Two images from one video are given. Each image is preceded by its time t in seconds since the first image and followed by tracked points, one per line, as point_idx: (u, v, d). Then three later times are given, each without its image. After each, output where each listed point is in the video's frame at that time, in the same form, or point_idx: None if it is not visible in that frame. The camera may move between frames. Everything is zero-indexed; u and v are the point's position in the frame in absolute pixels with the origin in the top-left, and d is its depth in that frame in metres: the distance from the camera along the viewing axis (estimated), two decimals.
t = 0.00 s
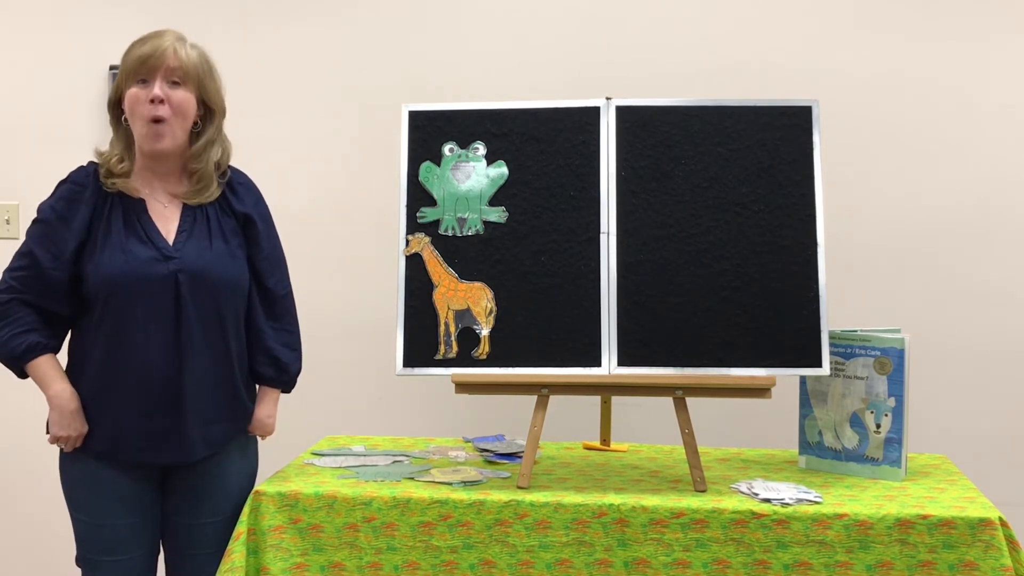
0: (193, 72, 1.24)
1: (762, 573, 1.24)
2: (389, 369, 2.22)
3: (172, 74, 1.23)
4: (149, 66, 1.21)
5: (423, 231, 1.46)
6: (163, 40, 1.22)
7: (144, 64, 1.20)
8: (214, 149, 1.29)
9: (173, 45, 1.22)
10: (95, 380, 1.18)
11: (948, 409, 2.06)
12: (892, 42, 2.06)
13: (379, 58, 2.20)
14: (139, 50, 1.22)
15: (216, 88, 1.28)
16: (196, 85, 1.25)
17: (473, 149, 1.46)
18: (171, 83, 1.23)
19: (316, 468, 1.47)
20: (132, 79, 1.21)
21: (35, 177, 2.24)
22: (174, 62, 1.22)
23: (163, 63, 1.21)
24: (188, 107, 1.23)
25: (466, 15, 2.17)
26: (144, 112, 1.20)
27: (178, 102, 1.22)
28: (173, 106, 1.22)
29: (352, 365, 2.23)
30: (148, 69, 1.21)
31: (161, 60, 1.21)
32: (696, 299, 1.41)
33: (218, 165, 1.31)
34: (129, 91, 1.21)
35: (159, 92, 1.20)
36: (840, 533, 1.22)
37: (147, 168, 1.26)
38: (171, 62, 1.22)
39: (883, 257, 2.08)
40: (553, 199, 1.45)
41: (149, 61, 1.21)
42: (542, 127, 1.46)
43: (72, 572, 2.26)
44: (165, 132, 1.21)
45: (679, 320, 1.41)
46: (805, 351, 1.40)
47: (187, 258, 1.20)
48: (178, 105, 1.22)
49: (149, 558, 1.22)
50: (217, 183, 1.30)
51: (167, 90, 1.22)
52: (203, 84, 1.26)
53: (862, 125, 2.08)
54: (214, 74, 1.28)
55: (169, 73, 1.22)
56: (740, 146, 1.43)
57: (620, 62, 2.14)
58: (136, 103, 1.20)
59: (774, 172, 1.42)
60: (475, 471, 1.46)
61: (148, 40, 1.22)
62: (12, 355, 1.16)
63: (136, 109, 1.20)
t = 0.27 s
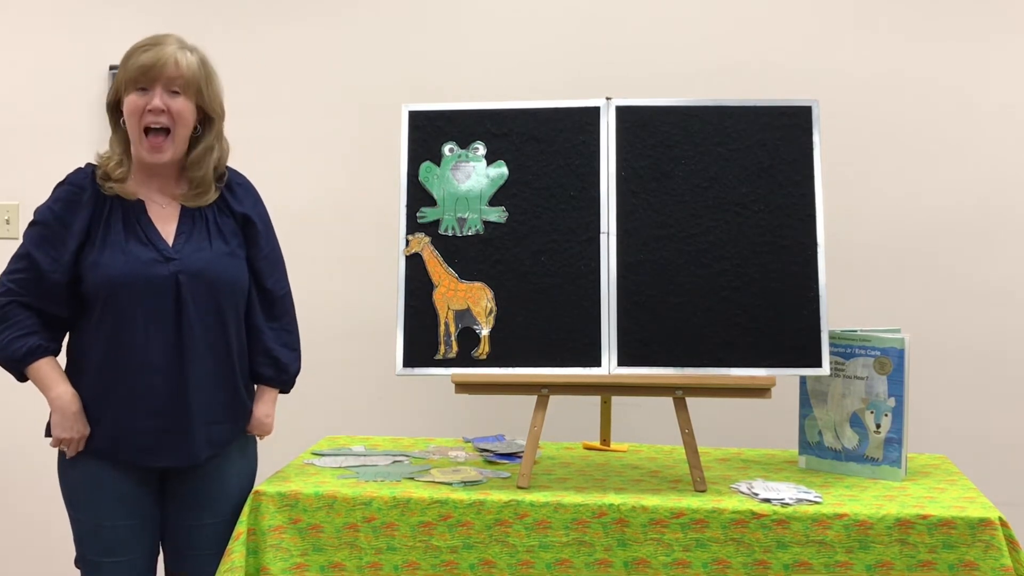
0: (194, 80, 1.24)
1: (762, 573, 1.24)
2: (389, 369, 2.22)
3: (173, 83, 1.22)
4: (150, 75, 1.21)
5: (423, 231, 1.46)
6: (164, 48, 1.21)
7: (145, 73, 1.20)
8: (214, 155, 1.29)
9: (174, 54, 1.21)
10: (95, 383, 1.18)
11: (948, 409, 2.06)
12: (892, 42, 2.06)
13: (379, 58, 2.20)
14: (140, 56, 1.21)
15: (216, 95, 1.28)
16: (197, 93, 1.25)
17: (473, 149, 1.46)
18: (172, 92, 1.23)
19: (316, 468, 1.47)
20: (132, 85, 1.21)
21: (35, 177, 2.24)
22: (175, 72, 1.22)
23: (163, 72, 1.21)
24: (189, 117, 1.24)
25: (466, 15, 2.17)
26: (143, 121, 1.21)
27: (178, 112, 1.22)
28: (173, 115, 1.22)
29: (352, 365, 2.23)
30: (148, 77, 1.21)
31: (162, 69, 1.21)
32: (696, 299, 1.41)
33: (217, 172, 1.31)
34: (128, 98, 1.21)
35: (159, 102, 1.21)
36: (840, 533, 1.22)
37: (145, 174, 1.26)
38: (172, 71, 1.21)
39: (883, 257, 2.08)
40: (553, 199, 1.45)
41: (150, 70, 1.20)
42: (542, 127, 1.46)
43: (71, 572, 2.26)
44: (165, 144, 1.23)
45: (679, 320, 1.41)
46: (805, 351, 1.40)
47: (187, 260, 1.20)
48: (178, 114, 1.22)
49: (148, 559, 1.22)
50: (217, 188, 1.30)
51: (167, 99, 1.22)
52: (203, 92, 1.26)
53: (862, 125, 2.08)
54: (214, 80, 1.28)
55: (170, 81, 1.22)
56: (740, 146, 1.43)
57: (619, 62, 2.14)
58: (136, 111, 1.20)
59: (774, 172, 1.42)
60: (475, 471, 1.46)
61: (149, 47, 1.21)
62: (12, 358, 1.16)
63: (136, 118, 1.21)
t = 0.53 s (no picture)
0: (190, 67, 1.24)
1: (762, 573, 1.24)
2: (389, 369, 2.22)
3: (169, 70, 1.23)
4: (146, 61, 1.21)
5: (423, 231, 1.46)
6: (160, 36, 1.22)
7: (141, 60, 1.21)
8: (209, 147, 1.29)
9: (170, 41, 1.22)
10: (93, 387, 1.19)
11: (948, 409, 2.06)
12: (892, 42, 2.06)
13: (379, 58, 2.20)
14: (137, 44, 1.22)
15: (213, 86, 1.28)
16: (193, 80, 1.25)
17: (473, 149, 1.46)
18: (168, 78, 1.23)
19: (317, 468, 1.47)
20: (128, 75, 1.21)
21: (35, 177, 2.24)
22: (171, 57, 1.22)
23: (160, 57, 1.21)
24: (186, 103, 1.23)
25: (466, 15, 2.17)
26: (139, 106, 1.20)
27: (174, 97, 1.22)
28: (170, 101, 1.22)
29: (352, 365, 2.23)
30: (145, 64, 1.21)
31: (158, 54, 1.21)
32: (696, 299, 1.41)
33: (214, 168, 1.31)
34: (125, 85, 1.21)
35: (155, 87, 1.20)
36: (840, 533, 1.22)
37: (142, 167, 1.25)
38: (168, 57, 1.22)
39: (884, 257, 2.08)
40: (553, 199, 1.45)
41: (146, 57, 1.21)
42: (542, 127, 1.46)
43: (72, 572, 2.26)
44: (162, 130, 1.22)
45: (679, 320, 1.41)
46: (805, 352, 1.40)
47: (185, 265, 1.20)
48: (175, 100, 1.22)
49: (146, 559, 1.22)
50: (213, 185, 1.29)
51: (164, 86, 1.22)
52: (199, 79, 1.26)
53: (862, 125, 2.08)
54: (210, 71, 1.28)
55: (166, 67, 1.22)
56: (740, 147, 1.43)
57: (620, 62, 2.14)
58: (132, 97, 1.20)
59: (774, 172, 1.42)
60: (475, 471, 1.46)
61: (146, 34, 1.22)
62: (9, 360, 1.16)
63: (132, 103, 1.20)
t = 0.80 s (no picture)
0: (189, 72, 1.24)
1: (762, 573, 1.24)
2: (389, 369, 2.22)
3: (168, 74, 1.22)
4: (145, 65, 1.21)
5: (423, 231, 1.46)
6: (160, 40, 1.21)
7: (140, 65, 1.20)
8: (209, 150, 1.29)
9: (169, 46, 1.21)
10: (91, 384, 1.19)
11: (948, 408, 2.06)
12: (893, 42, 2.06)
13: (379, 58, 2.20)
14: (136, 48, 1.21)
15: (212, 90, 1.28)
16: (192, 85, 1.25)
17: (473, 149, 1.46)
18: (167, 83, 1.22)
19: (317, 468, 1.47)
20: (127, 78, 1.21)
21: (35, 177, 2.24)
22: (170, 62, 1.22)
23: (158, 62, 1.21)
24: (183, 108, 1.23)
25: (466, 15, 2.17)
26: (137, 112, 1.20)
27: (173, 102, 1.22)
28: (168, 107, 1.21)
29: (352, 364, 2.23)
30: (144, 69, 1.21)
31: (157, 59, 1.21)
32: (696, 299, 1.41)
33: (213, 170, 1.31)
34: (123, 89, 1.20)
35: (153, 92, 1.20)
36: (840, 533, 1.22)
37: (140, 169, 1.26)
38: (167, 62, 1.21)
39: (884, 257, 2.08)
40: (553, 199, 1.45)
41: (145, 61, 1.20)
42: (542, 127, 1.46)
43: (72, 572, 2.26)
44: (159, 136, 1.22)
45: (679, 320, 1.41)
46: (804, 351, 1.40)
47: (183, 261, 1.20)
48: (173, 105, 1.22)
49: (144, 561, 1.22)
50: (211, 186, 1.30)
51: (162, 91, 1.22)
52: (199, 84, 1.26)
53: (862, 125, 2.08)
54: (209, 74, 1.27)
55: (165, 72, 1.22)
56: (740, 146, 1.43)
57: (620, 62, 2.14)
58: (130, 103, 1.19)
59: (774, 172, 1.42)
60: (475, 471, 1.46)
61: (145, 38, 1.21)
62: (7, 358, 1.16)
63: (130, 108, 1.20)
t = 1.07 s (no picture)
0: (189, 87, 1.23)
1: (762, 573, 1.24)
2: (389, 369, 2.22)
3: (167, 91, 1.22)
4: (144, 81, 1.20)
5: (423, 231, 1.46)
6: (159, 55, 1.20)
7: (139, 80, 1.20)
8: (209, 160, 1.29)
9: (168, 61, 1.20)
10: (90, 382, 1.18)
11: (948, 408, 2.06)
12: (892, 42, 2.06)
13: (379, 58, 2.20)
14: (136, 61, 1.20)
15: (212, 102, 1.27)
16: (192, 100, 1.24)
17: (473, 149, 1.46)
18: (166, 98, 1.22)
19: (317, 468, 1.47)
20: (126, 90, 1.21)
21: (35, 177, 2.24)
22: (169, 79, 1.21)
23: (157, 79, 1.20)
24: (182, 124, 1.23)
25: (466, 15, 2.17)
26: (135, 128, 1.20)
27: (171, 119, 1.22)
28: (166, 123, 1.21)
29: (352, 364, 2.23)
30: (143, 83, 1.20)
31: (156, 76, 1.20)
32: (696, 299, 1.41)
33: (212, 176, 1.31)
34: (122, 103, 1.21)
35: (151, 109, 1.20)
36: (840, 533, 1.22)
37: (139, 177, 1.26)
38: (166, 78, 1.21)
39: (883, 257, 2.08)
40: (553, 199, 1.45)
41: (144, 76, 1.20)
42: (542, 127, 1.46)
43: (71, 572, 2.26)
44: (157, 151, 1.23)
45: (679, 320, 1.41)
46: (804, 351, 1.40)
47: (183, 257, 1.20)
48: (171, 121, 1.22)
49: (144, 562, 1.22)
50: (211, 192, 1.30)
51: (161, 106, 1.21)
52: (198, 99, 1.25)
53: (862, 125, 2.08)
54: (210, 86, 1.26)
55: (164, 88, 1.21)
56: (740, 146, 1.43)
57: (620, 62, 2.14)
58: (128, 118, 1.20)
59: (774, 172, 1.42)
60: (475, 471, 1.46)
61: (145, 51, 1.20)
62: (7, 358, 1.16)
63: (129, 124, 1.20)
